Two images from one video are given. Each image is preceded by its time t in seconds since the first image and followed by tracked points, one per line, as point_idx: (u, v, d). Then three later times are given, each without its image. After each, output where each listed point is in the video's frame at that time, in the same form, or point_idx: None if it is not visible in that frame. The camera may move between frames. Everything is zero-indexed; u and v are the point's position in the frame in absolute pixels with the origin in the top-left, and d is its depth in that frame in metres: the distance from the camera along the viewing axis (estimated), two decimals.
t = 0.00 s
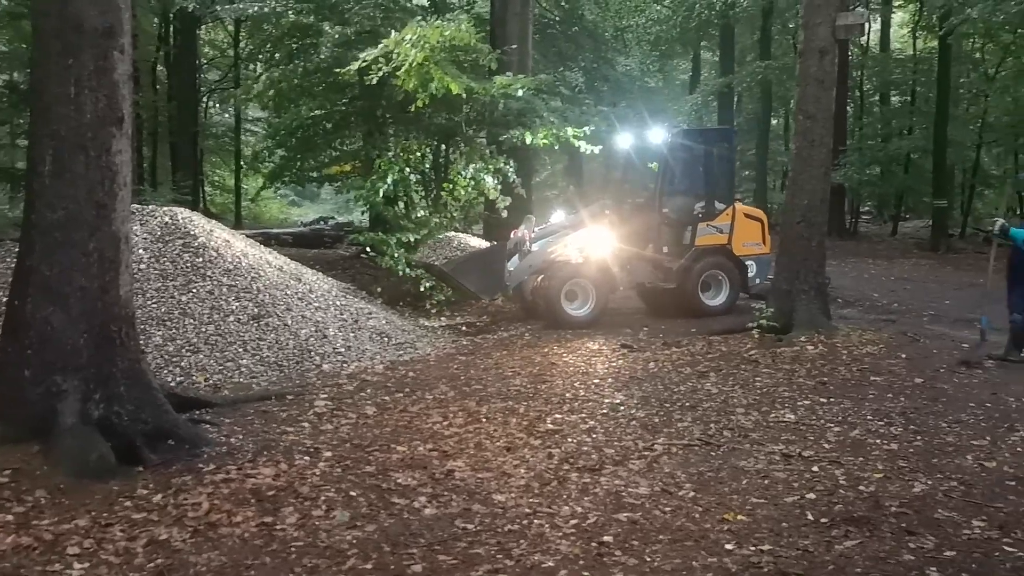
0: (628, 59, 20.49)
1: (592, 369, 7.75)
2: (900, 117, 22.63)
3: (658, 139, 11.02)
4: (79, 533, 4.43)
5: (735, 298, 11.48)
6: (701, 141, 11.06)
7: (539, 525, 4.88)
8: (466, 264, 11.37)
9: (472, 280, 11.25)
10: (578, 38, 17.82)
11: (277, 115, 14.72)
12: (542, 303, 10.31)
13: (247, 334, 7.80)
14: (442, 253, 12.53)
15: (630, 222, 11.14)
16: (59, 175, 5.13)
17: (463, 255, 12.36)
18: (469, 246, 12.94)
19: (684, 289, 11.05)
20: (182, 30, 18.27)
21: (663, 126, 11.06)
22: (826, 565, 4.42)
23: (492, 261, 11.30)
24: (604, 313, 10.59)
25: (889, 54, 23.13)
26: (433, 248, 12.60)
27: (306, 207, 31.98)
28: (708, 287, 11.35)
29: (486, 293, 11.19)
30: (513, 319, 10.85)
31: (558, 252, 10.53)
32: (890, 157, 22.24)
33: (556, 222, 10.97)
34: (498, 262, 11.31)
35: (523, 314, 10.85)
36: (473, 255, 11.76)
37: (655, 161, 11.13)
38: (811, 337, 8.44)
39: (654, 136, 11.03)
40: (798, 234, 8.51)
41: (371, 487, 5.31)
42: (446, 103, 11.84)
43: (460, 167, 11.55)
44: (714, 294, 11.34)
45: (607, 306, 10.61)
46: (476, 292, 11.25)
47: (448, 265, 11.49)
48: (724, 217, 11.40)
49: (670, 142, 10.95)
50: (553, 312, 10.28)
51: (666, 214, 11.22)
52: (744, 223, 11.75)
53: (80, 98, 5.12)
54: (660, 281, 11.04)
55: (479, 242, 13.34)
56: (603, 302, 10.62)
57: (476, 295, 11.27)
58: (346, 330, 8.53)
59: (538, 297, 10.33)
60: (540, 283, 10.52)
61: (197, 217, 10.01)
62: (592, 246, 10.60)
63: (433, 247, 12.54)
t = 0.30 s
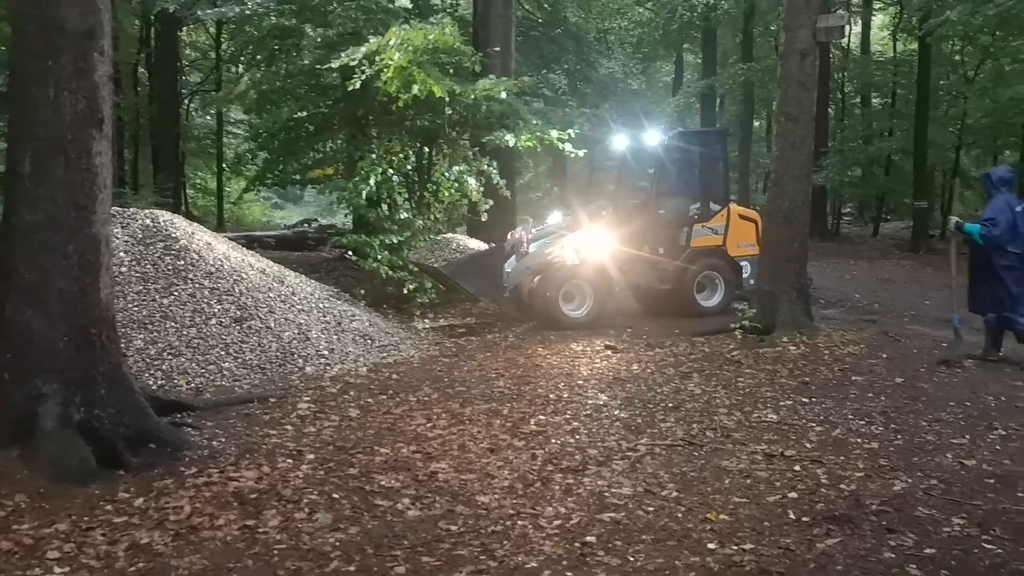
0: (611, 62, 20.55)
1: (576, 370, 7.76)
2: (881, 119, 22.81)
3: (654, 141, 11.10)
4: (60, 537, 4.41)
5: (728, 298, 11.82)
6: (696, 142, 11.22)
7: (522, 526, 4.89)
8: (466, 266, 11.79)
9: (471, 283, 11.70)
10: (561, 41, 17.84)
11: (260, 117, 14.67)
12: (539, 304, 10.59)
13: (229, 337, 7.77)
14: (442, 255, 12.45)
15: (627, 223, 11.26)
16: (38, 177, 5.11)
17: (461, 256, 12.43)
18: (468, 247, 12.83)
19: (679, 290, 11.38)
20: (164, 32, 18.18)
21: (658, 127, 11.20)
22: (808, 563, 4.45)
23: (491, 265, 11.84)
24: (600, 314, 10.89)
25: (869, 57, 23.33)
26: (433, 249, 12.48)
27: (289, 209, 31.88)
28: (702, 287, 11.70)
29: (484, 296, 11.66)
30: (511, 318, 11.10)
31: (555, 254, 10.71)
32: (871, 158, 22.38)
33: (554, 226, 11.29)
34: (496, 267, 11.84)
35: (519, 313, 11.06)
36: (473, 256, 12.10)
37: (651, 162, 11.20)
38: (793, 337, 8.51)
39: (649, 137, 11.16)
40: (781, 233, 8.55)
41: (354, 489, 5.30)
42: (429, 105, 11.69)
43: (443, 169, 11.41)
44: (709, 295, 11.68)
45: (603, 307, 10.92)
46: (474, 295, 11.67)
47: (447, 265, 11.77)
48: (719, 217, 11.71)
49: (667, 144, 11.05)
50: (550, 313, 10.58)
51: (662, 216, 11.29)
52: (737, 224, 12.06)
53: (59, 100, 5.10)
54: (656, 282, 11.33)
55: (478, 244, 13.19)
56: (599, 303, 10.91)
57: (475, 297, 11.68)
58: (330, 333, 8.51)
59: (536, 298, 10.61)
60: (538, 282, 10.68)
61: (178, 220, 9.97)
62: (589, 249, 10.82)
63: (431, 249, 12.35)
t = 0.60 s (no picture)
0: (586, 62, 20.60)
1: (551, 370, 7.77)
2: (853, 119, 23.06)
3: (638, 140, 11.61)
4: (29, 542, 4.37)
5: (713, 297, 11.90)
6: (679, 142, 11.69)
7: (497, 525, 4.89)
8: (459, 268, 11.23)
9: (462, 283, 11.14)
10: (536, 40, 17.75)
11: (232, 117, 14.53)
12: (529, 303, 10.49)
13: (201, 338, 7.71)
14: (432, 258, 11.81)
15: (616, 220, 11.28)
16: (6, 176, 5.04)
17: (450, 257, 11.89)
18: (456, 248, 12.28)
19: (665, 287, 11.45)
20: (134, 32, 18.00)
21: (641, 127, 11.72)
22: (780, 560, 4.48)
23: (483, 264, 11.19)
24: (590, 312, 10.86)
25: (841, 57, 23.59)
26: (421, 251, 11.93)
27: (262, 210, 31.65)
28: (688, 285, 11.80)
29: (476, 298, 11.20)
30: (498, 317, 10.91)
31: (543, 254, 10.61)
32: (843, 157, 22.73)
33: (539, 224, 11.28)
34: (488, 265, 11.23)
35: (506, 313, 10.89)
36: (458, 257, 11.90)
37: (636, 161, 11.64)
38: (768, 336, 8.50)
39: (633, 136, 11.64)
40: (758, 231, 8.63)
41: (328, 491, 5.28)
42: (401, 106, 11.25)
43: (418, 169, 11.20)
44: (696, 292, 11.80)
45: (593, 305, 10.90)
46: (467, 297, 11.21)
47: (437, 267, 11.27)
48: (703, 215, 11.86)
49: (650, 142, 11.58)
50: (540, 311, 10.50)
51: (648, 213, 11.43)
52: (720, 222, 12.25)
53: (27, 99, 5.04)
54: (644, 280, 11.39)
55: (466, 244, 12.78)
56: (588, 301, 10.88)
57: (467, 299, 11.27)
58: (303, 334, 8.48)
59: (525, 297, 10.51)
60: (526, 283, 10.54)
61: (150, 220, 9.88)
62: (578, 247, 10.78)
63: (420, 250, 11.79)
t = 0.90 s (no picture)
0: (546, 62, 20.66)
1: (510, 369, 7.77)
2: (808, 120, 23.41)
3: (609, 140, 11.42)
4: None
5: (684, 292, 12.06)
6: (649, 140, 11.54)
7: (455, 526, 4.87)
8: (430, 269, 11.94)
9: (435, 283, 11.94)
10: (494, 40, 17.76)
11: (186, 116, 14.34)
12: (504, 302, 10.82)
13: (154, 341, 7.60)
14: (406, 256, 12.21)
15: (588, 219, 11.49)
16: None
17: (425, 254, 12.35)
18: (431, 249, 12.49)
19: (637, 284, 11.63)
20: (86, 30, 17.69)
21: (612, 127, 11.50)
22: (736, 556, 4.52)
23: (453, 265, 12.13)
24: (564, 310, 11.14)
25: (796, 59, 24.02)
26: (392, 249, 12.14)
27: (219, 211, 31.24)
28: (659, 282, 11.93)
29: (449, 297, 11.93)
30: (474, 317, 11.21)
31: (515, 254, 11.09)
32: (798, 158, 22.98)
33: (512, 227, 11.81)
34: (458, 267, 12.12)
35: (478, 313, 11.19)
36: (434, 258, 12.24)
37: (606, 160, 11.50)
38: (725, 334, 8.59)
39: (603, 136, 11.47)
40: (715, 228, 8.70)
41: (284, 494, 5.23)
42: (362, 107, 10.86)
43: (376, 168, 11.27)
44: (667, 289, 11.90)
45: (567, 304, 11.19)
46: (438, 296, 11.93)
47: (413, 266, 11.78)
48: (672, 213, 11.96)
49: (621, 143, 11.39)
50: (514, 310, 10.78)
51: (618, 211, 11.57)
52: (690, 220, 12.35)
53: None
54: (615, 277, 11.56)
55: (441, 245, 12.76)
56: (561, 300, 11.18)
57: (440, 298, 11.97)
58: (260, 335, 8.39)
59: (499, 296, 10.85)
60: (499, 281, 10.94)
61: (102, 221, 9.70)
62: (549, 247, 11.20)
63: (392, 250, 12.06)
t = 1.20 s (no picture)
0: (498, 62, 20.65)
1: (463, 369, 7.74)
2: (758, 121, 23.85)
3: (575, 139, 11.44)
4: None
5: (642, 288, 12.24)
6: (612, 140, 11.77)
7: (408, 527, 4.84)
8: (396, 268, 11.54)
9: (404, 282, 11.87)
10: (447, 39, 17.71)
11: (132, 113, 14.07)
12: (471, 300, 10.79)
13: (99, 342, 7.43)
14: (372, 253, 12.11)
15: (556, 219, 11.49)
16: None
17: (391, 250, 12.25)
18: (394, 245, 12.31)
19: (602, 282, 11.75)
20: (28, 25, 17.27)
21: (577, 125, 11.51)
22: (688, 553, 4.56)
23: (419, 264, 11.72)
24: (531, 308, 11.10)
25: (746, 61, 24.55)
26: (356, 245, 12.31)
27: (167, 210, 30.69)
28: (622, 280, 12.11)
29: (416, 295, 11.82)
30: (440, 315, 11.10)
31: (483, 251, 10.99)
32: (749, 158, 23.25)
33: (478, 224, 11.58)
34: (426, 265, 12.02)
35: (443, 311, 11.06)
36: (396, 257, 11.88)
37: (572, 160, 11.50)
38: (676, 333, 8.71)
39: (568, 135, 11.47)
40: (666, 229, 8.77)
41: (233, 497, 5.14)
42: (312, 103, 10.74)
43: (328, 168, 11.09)
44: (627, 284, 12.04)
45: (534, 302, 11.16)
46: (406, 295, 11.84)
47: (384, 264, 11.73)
48: (638, 211, 12.03)
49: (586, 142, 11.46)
50: (482, 310, 10.72)
51: (585, 211, 11.58)
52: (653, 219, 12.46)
53: None
54: (582, 276, 11.64)
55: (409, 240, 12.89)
56: (529, 298, 11.14)
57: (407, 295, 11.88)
58: (208, 336, 8.24)
59: (466, 294, 10.79)
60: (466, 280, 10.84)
61: (45, 221, 9.46)
62: (516, 246, 11.14)
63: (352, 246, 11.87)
